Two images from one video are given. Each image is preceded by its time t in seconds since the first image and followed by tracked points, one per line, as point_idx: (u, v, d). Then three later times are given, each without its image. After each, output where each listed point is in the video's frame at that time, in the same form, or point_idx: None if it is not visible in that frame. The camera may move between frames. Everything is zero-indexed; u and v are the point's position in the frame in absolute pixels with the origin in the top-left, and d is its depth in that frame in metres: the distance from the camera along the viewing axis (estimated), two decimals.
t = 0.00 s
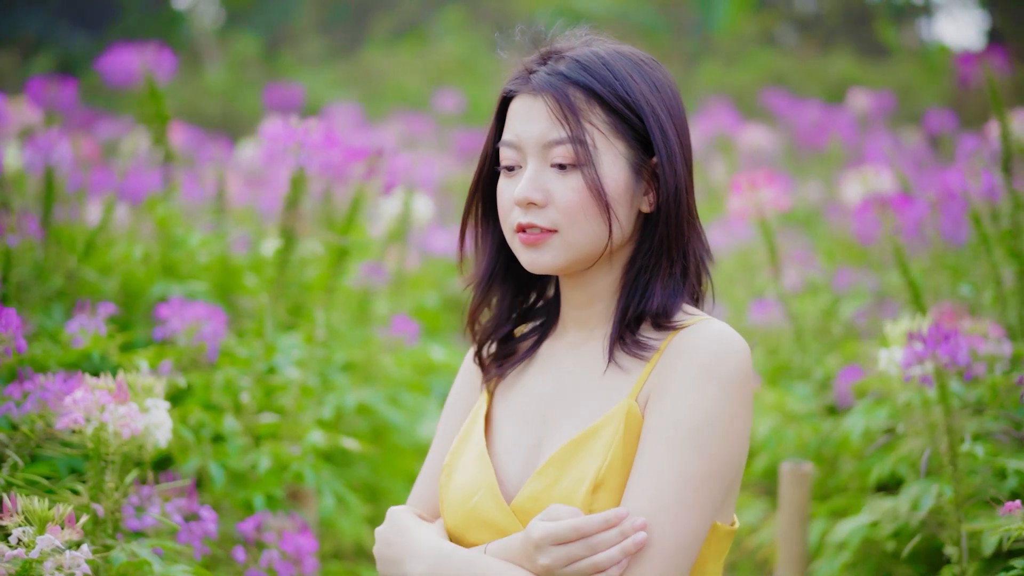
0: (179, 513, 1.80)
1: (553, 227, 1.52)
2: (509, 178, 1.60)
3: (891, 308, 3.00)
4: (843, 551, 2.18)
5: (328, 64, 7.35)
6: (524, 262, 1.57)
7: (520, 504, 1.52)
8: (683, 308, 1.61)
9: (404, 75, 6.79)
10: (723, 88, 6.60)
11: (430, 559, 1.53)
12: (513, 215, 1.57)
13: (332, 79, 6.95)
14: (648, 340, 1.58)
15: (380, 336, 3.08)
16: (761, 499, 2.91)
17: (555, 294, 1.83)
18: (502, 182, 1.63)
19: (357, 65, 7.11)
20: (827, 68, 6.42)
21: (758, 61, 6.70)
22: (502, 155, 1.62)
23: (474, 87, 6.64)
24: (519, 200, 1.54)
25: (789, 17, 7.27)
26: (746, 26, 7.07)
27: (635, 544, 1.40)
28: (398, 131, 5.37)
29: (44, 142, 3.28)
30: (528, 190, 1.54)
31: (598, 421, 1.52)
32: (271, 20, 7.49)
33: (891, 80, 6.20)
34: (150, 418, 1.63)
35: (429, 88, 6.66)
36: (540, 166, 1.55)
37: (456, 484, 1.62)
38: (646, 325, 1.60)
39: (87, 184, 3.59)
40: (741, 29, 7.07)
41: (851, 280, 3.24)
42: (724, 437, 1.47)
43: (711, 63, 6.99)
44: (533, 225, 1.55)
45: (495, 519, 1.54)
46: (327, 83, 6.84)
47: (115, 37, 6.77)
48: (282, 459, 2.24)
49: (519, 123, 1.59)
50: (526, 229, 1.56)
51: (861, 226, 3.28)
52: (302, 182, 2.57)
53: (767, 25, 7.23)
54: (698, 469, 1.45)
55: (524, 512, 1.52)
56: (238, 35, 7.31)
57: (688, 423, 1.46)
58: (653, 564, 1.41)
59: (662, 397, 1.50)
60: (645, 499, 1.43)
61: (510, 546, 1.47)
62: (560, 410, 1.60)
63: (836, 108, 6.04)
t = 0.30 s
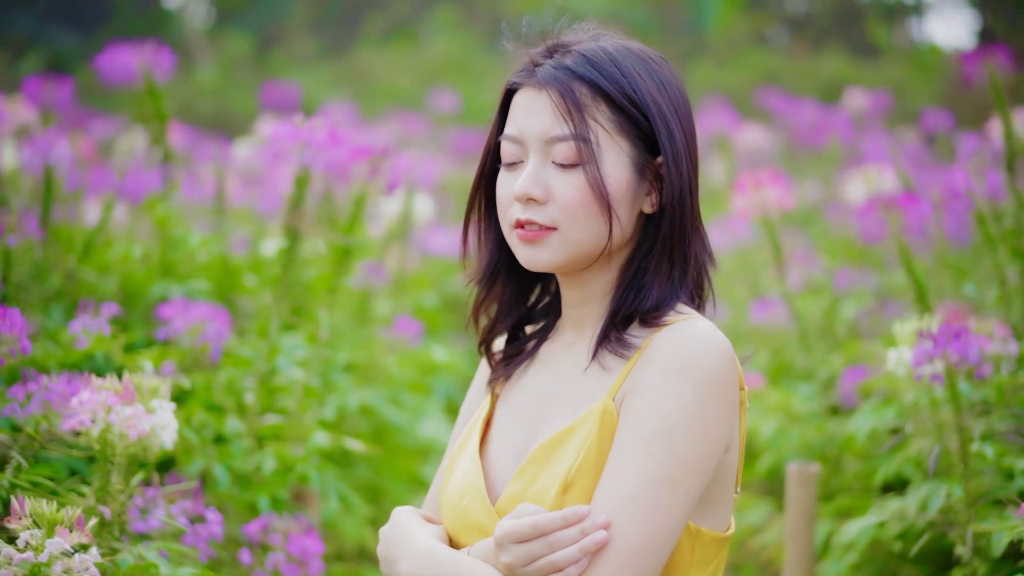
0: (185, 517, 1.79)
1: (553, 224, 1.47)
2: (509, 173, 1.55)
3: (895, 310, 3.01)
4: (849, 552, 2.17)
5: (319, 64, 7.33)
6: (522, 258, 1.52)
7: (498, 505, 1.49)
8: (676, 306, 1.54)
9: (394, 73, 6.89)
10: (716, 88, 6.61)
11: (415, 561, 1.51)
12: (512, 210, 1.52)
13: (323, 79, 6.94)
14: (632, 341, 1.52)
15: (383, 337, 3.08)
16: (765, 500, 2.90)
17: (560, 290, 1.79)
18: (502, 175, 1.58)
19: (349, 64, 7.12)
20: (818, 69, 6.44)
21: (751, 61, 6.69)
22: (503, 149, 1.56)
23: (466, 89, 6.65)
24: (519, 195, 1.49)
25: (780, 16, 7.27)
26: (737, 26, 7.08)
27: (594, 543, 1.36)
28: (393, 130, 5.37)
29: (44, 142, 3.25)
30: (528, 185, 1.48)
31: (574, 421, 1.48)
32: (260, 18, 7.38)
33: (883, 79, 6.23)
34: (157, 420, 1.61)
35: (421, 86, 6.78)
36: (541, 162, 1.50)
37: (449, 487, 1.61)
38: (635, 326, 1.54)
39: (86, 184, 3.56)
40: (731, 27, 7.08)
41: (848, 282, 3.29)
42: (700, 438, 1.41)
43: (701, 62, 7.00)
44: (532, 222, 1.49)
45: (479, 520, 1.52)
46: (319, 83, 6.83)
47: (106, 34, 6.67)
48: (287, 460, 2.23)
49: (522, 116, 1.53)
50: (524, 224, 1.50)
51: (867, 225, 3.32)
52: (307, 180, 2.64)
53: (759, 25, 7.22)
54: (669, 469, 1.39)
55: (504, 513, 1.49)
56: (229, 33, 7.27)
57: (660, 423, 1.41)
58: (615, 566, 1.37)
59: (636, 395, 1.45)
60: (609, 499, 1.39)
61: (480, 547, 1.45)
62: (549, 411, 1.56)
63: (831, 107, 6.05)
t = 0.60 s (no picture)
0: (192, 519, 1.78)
1: (558, 224, 1.40)
2: (514, 168, 1.48)
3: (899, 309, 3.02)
4: (856, 553, 2.17)
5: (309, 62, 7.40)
6: (523, 256, 1.45)
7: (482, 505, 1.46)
8: (673, 309, 1.46)
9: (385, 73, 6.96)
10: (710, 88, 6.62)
11: (402, 558, 1.49)
12: (515, 207, 1.45)
13: (316, 79, 6.95)
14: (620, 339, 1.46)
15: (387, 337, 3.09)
16: (767, 500, 2.89)
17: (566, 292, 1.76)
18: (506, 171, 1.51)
19: (340, 63, 7.18)
20: (811, 69, 6.47)
21: (743, 61, 6.70)
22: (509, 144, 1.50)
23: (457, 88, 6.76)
24: (523, 192, 1.42)
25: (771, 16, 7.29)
26: (728, 25, 7.07)
27: (555, 543, 1.31)
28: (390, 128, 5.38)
29: (44, 141, 3.24)
30: (534, 182, 1.41)
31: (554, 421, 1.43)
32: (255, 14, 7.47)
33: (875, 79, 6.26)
34: (164, 422, 1.60)
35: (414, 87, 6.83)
36: (548, 160, 1.43)
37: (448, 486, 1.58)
38: (628, 327, 1.47)
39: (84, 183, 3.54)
40: (723, 27, 7.10)
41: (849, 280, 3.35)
42: (677, 439, 1.35)
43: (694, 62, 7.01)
44: (536, 220, 1.43)
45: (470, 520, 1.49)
46: (313, 82, 6.82)
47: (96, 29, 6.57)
48: (292, 461, 2.22)
49: (531, 111, 1.46)
50: (528, 222, 1.44)
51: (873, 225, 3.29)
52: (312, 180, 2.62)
53: (750, 25, 7.25)
54: (639, 472, 1.33)
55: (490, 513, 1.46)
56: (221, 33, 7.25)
57: (635, 422, 1.35)
58: (578, 567, 1.31)
59: (614, 395, 1.39)
60: (574, 499, 1.34)
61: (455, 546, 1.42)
62: (540, 411, 1.52)
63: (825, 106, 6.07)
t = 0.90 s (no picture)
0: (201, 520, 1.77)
1: (567, 224, 1.28)
2: (524, 165, 1.36)
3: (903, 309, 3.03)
4: (865, 553, 2.15)
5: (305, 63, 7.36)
6: (530, 256, 1.33)
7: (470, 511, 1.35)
8: (671, 310, 1.30)
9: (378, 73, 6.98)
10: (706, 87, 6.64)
11: (397, 559, 1.40)
12: (523, 205, 1.33)
13: (311, 78, 6.96)
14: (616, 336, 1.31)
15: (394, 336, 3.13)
16: (773, 500, 2.88)
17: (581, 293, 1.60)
18: (515, 166, 1.39)
19: (332, 62, 7.19)
20: (805, 69, 6.51)
21: (737, 60, 6.71)
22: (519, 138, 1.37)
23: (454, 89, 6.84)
24: (534, 189, 1.30)
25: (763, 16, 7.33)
26: (721, 24, 7.11)
27: (529, 547, 1.18)
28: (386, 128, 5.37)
29: (46, 141, 3.23)
30: (545, 180, 1.29)
31: (542, 422, 1.31)
32: (248, 15, 7.45)
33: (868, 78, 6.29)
34: (173, 423, 1.59)
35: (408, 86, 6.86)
36: (560, 156, 1.30)
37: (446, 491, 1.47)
38: (630, 325, 1.32)
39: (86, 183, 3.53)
40: (716, 26, 7.13)
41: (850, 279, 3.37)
42: (664, 440, 1.19)
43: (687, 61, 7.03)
44: (545, 219, 1.31)
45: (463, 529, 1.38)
46: (309, 83, 6.82)
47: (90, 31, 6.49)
48: (299, 463, 2.22)
49: (544, 105, 1.34)
50: (536, 221, 1.32)
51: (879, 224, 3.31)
52: (318, 179, 2.61)
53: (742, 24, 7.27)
54: (621, 472, 1.18)
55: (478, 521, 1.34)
56: (213, 32, 7.21)
57: (616, 421, 1.20)
58: None
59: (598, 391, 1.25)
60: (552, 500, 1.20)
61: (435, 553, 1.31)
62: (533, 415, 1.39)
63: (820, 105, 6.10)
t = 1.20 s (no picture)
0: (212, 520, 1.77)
1: (580, 224, 1.26)
2: (535, 163, 1.34)
3: (908, 307, 3.04)
4: (875, 553, 2.15)
5: (295, 61, 7.64)
6: (540, 256, 1.31)
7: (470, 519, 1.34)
8: (676, 310, 1.27)
9: (374, 72, 7.43)
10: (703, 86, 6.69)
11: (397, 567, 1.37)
12: (535, 204, 1.30)
13: (305, 77, 7.33)
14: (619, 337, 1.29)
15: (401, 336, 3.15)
16: (779, 500, 2.88)
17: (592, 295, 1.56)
18: (526, 165, 1.36)
19: (327, 63, 7.58)
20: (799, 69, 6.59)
21: (731, 60, 6.79)
22: (530, 136, 1.35)
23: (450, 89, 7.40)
24: (546, 188, 1.27)
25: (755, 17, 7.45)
26: (716, 25, 7.24)
27: (520, 557, 1.17)
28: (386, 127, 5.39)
29: (48, 139, 3.22)
30: (558, 179, 1.26)
31: (538, 425, 1.29)
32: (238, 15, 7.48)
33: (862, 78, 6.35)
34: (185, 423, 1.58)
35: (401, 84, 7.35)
36: (574, 155, 1.28)
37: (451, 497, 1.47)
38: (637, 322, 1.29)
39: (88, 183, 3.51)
40: (709, 27, 7.21)
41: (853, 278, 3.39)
42: (657, 443, 1.18)
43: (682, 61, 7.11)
44: (556, 219, 1.28)
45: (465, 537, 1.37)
46: (305, 81, 7.18)
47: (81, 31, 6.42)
48: (307, 463, 2.22)
49: (558, 103, 1.32)
50: (547, 220, 1.29)
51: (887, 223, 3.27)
52: (326, 178, 2.62)
53: (735, 23, 7.42)
54: (612, 474, 1.17)
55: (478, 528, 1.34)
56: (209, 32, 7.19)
57: (610, 422, 1.18)
58: None
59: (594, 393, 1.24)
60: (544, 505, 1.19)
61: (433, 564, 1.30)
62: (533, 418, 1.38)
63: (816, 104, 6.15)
